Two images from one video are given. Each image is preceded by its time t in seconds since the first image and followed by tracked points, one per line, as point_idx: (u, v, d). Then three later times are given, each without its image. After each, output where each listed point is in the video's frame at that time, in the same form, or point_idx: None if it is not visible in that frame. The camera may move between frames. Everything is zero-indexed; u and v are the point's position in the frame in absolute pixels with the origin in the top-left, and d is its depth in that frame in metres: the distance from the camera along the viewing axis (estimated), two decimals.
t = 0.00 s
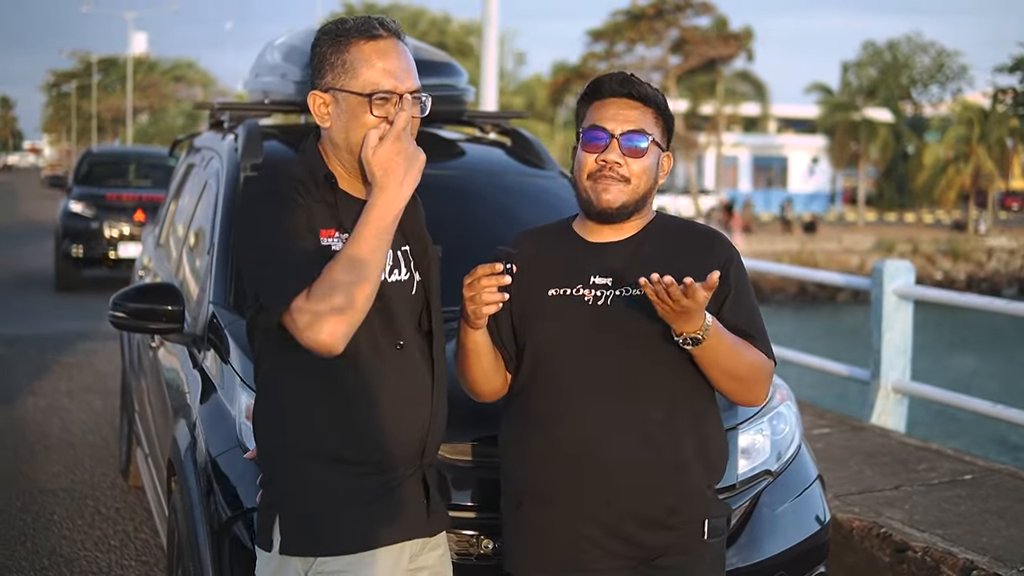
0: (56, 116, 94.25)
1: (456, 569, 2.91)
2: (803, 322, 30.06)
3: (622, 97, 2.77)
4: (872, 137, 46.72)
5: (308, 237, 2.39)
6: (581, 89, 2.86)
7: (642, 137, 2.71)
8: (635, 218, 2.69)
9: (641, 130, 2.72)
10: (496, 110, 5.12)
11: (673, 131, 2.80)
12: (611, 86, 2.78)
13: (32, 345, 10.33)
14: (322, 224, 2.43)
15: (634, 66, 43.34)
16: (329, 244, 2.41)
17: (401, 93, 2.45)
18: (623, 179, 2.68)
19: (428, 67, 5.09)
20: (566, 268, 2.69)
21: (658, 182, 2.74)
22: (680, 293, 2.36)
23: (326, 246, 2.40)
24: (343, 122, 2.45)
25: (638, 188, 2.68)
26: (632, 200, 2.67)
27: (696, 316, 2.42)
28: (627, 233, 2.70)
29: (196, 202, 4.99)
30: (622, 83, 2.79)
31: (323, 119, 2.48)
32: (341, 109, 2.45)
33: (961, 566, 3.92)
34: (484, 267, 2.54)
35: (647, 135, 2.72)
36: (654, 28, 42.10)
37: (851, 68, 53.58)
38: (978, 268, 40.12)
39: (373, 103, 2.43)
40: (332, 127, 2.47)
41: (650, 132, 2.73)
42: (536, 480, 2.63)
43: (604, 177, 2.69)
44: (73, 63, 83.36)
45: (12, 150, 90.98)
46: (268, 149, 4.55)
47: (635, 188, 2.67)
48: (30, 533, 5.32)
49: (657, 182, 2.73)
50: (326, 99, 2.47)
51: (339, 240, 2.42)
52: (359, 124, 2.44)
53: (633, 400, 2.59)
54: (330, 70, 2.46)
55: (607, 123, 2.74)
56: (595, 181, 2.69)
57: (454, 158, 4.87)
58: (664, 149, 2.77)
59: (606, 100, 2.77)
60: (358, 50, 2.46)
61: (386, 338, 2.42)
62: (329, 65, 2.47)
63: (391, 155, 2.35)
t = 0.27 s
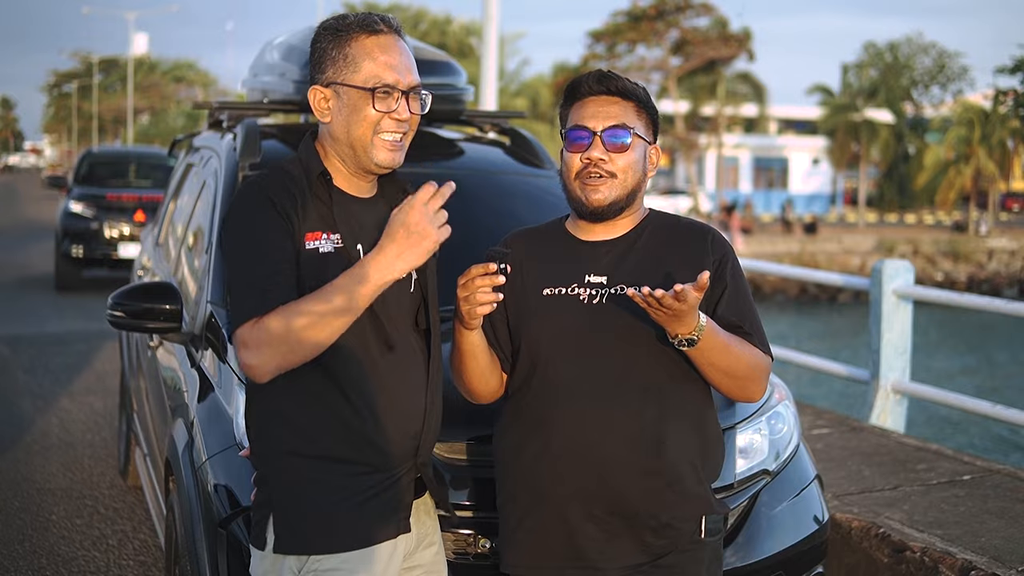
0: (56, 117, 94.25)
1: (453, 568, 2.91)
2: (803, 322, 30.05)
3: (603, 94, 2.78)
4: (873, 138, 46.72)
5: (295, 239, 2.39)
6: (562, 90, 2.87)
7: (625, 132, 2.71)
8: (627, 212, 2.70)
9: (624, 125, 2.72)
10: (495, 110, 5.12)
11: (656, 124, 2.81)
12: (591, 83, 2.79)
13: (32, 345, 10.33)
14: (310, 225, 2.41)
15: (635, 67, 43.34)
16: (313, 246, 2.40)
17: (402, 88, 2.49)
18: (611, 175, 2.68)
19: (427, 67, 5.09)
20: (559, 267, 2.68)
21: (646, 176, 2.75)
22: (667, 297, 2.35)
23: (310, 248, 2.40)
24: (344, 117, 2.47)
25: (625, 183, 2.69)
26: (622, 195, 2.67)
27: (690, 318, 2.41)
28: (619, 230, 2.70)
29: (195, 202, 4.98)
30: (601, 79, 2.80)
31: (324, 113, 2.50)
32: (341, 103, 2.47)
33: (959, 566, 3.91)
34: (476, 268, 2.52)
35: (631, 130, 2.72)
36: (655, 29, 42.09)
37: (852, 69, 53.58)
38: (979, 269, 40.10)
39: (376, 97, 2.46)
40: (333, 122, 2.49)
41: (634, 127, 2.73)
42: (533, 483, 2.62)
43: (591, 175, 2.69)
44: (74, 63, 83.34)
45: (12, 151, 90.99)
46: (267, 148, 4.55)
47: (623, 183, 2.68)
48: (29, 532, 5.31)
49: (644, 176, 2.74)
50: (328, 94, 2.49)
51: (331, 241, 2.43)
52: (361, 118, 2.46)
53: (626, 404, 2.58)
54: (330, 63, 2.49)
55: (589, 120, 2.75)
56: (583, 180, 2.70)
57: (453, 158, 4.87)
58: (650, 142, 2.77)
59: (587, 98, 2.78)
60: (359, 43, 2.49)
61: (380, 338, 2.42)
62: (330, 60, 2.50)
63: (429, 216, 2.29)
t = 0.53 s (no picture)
0: (56, 118, 94.28)
1: (454, 567, 2.92)
2: (803, 323, 30.06)
3: (593, 94, 2.79)
4: (873, 139, 46.72)
5: (290, 242, 2.33)
6: (552, 95, 2.89)
7: (618, 130, 2.72)
8: (630, 209, 2.71)
9: (617, 122, 2.74)
10: (495, 111, 5.13)
11: (650, 119, 2.82)
12: (579, 85, 2.81)
13: (33, 345, 10.34)
14: (309, 228, 2.37)
15: (634, 68, 43.35)
16: (310, 250, 2.35)
17: (419, 88, 2.51)
18: (609, 174, 2.69)
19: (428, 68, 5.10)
20: (559, 267, 2.69)
21: (644, 172, 2.76)
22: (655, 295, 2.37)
23: (306, 251, 2.35)
24: (361, 114, 2.48)
25: (625, 180, 2.70)
26: (622, 192, 2.69)
27: (687, 317, 2.41)
28: (621, 229, 2.71)
29: (196, 202, 4.99)
30: (589, 79, 2.82)
31: (338, 110, 2.49)
32: (357, 99, 2.48)
33: (959, 565, 3.91)
34: (478, 268, 2.53)
35: (625, 127, 2.74)
36: (655, 30, 42.11)
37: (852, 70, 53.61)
38: (978, 270, 40.13)
39: (394, 95, 2.48)
40: (348, 119, 2.49)
41: (627, 123, 2.75)
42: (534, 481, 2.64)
43: (590, 176, 2.71)
44: (74, 65, 83.34)
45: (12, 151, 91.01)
46: (268, 149, 4.55)
47: (623, 180, 2.69)
48: (30, 532, 5.32)
49: (642, 172, 2.75)
50: (343, 91, 2.49)
51: (331, 244, 2.39)
52: (376, 116, 2.47)
53: (625, 404, 2.58)
54: (347, 59, 2.50)
55: (582, 122, 2.76)
56: (582, 182, 2.71)
57: (454, 159, 4.88)
58: (645, 138, 2.79)
59: (576, 100, 2.80)
60: (377, 42, 2.50)
61: (383, 340, 2.42)
62: (347, 56, 2.50)
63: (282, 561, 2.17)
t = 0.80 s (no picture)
0: (57, 119, 94.28)
1: (456, 565, 2.93)
2: (803, 323, 30.05)
3: (587, 97, 2.81)
4: (873, 139, 46.73)
5: (290, 243, 2.37)
6: (547, 103, 2.91)
7: (614, 131, 2.74)
8: (632, 210, 2.72)
9: (612, 123, 2.75)
10: (496, 111, 5.14)
11: (647, 119, 2.83)
12: (573, 90, 2.83)
13: (34, 345, 10.34)
14: (307, 232, 2.40)
15: (634, 68, 43.37)
16: (309, 253, 2.38)
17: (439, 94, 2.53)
18: (608, 176, 2.70)
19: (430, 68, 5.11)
20: (562, 265, 2.71)
21: (643, 171, 2.77)
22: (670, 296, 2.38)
23: (305, 255, 2.38)
24: (383, 118, 2.47)
25: (624, 182, 2.71)
26: (622, 192, 2.69)
27: (696, 318, 2.43)
28: (622, 229, 2.72)
29: (199, 202, 5.00)
30: (583, 83, 2.83)
31: (355, 113, 2.47)
32: (380, 103, 2.47)
33: (960, 563, 3.92)
34: (484, 265, 2.55)
35: (620, 128, 2.75)
36: (654, 31, 42.11)
37: (852, 70, 53.59)
38: (978, 270, 40.15)
39: (418, 102, 2.49)
40: (367, 123, 2.47)
41: (623, 125, 2.76)
42: (535, 478, 2.65)
43: (591, 179, 2.71)
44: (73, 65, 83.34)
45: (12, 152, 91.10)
46: (271, 149, 4.57)
47: (622, 182, 2.70)
48: (33, 531, 5.34)
49: (642, 172, 2.76)
50: (362, 94, 2.47)
51: (331, 248, 2.41)
52: (399, 121, 2.48)
53: (627, 401, 2.60)
54: (370, 63, 2.48)
55: (577, 125, 2.78)
56: (582, 185, 2.72)
57: (455, 158, 4.89)
58: (642, 137, 2.80)
59: (570, 104, 2.82)
60: (398, 47, 2.50)
61: (387, 340, 2.43)
62: (368, 60, 2.48)
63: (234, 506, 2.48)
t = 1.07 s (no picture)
0: (57, 119, 94.26)
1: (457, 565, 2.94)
2: (803, 323, 30.05)
3: (588, 103, 2.80)
4: (872, 139, 46.72)
5: (286, 249, 2.41)
6: (547, 105, 2.90)
7: (613, 137, 2.73)
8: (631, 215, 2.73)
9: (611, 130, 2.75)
10: (496, 112, 5.15)
11: (647, 123, 2.83)
12: (574, 95, 2.82)
13: (35, 345, 10.35)
14: (304, 239, 2.43)
15: (634, 68, 43.38)
16: (306, 260, 2.41)
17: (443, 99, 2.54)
18: (606, 183, 2.71)
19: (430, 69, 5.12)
20: (562, 267, 2.71)
21: (642, 176, 2.77)
22: (667, 341, 2.39)
23: (302, 262, 2.41)
24: (389, 125, 2.47)
25: (623, 189, 2.71)
26: (620, 200, 2.70)
27: (696, 341, 2.45)
28: (621, 233, 2.73)
29: (199, 203, 5.02)
30: (584, 88, 2.82)
31: (362, 120, 2.47)
32: (388, 110, 2.47)
33: (958, 563, 3.93)
34: (484, 267, 2.57)
35: (620, 134, 2.75)
36: (654, 30, 42.09)
37: (851, 69, 53.55)
38: (977, 270, 40.17)
39: (424, 108, 2.49)
40: (374, 129, 2.47)
41: (622, 130, 2.76)
42: (534, 479, 2.66)
43: (589, 185, 2.72)
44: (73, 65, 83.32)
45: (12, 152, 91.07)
46: (271, 149, 4.58)
47: (621, 189, 2.70)
48: (34, 531, 5.36)
49: (641, 177, 2.76)
50: (369, 101, 2.47)
51: (328, 254, 2.43)
52: (406, 128, 2.48)
53: (625, 402, 2.62)
54: (378, 69, 2.47)
55: (578, 130, 2.78)
56: (580, 191, 2.73)
57: (455, 159, 4.90)
58: (642, 142, 2.79)
59: (571, 109, 2.82)
60: (405, 53, 2.50)
61: (386, 345, 2.44)
62: (376, 67, 2.47)
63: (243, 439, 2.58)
